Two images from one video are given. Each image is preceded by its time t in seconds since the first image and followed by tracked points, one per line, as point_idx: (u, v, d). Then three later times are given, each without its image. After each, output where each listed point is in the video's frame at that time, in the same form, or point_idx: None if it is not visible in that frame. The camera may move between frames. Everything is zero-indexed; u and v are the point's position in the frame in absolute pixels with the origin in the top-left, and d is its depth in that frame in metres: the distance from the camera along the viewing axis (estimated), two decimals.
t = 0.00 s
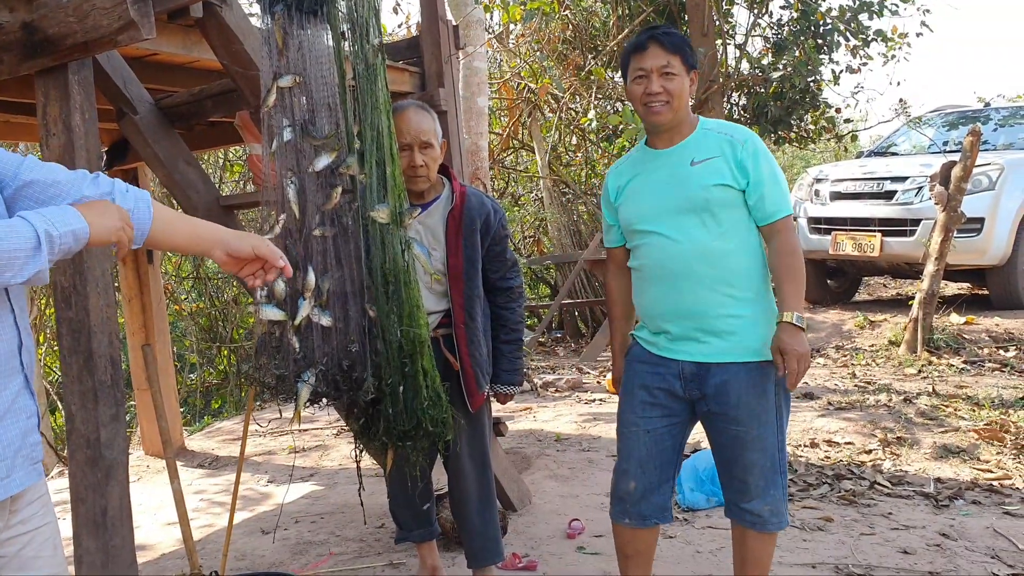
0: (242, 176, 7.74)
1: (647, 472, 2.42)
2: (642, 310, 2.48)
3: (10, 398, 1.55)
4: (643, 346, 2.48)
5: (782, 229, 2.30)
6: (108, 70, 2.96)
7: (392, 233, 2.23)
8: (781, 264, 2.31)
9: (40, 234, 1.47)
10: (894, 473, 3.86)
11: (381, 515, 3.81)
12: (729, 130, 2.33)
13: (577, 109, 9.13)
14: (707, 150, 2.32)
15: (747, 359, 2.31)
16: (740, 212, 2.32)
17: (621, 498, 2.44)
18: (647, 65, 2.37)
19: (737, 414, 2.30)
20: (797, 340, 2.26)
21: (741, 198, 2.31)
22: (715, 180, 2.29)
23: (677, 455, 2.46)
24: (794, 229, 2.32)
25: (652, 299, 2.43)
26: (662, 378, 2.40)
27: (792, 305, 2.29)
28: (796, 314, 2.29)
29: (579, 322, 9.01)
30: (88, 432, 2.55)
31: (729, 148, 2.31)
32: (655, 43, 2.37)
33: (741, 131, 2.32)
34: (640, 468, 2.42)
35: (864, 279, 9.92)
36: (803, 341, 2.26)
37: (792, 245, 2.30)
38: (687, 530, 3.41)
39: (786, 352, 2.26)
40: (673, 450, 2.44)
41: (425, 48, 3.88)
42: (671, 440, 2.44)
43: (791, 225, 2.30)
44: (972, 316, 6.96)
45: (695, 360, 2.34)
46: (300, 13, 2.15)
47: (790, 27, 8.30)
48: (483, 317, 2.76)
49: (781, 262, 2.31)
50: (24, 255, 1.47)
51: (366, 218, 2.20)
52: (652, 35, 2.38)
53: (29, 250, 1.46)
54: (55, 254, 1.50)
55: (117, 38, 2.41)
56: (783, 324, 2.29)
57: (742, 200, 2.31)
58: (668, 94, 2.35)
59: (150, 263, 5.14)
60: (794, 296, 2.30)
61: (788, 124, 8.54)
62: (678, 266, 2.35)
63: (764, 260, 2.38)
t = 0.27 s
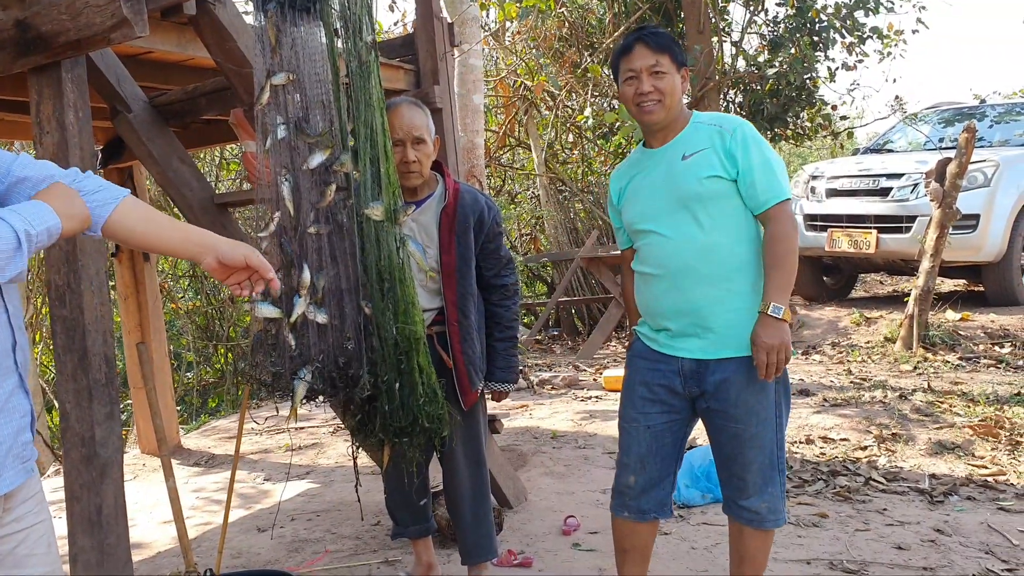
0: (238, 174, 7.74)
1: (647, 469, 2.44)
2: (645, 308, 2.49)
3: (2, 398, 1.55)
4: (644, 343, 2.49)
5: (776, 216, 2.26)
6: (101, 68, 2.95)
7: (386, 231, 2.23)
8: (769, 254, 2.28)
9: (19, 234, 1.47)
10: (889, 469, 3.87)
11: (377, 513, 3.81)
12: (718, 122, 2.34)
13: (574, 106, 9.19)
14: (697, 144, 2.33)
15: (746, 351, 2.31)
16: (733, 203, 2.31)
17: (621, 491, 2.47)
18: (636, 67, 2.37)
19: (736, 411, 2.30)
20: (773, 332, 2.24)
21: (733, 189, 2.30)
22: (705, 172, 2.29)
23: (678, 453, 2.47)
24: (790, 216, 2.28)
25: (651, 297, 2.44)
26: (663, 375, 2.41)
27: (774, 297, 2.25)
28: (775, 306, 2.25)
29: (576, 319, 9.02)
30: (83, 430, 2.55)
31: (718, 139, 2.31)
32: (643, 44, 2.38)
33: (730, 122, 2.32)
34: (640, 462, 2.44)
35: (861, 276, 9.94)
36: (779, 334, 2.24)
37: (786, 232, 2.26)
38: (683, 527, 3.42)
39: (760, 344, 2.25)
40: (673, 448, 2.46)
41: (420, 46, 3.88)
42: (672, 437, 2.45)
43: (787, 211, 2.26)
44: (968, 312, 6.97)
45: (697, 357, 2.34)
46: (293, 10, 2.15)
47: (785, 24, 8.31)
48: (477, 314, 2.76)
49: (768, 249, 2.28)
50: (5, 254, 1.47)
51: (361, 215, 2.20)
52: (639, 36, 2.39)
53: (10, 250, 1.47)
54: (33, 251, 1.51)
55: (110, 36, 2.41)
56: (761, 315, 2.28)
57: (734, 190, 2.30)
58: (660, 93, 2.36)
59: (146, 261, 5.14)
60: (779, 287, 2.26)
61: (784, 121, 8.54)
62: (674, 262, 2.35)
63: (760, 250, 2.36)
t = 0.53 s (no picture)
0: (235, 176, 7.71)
1: (638, 465, 2.44)
2: (640, 307, 2.49)
3: None
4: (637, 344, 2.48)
5: (774, 231, 2.23)
6: (97, 71, 2.94)
7: (384, 236, 2.23)
8: (765, 269, 2.25)
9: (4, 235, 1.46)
10: (888, 471, 3.86)
11: (375, 516, 3.80)
12: (728, 128, 2.31)
13: (571, 107, 9.21)
14: (703, 149, 2.30)
15: (736, 362, 2.29)
16: (732, 212, 2.29)
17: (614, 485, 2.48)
18: (650, 63, 2.36)
19: (726, 417, 2.30)
20: (765, 349, 2.22)
21: (733, 199, 2.28)
22: (707, 178, 2.27)
23: (669, 454, 2.46)
24: (789, 233, 2.24)
25: (646, 297, 2.44)
26: (654, 378, 2.40)
27: (768, 314, 2.23)
28: (769, 323, 2.23)
29: (574, 320, 9.01)
30: (79, 436, 2.53)
31: (725, 147, 2.28)
32: (658, 41, 2.36)
33: (739, 129, 2.28)
34: (632, 459, 2.44)
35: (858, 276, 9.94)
36: (773, 351, 2.21)
37: (783, 249, 2.22)
38: (681, 530, 3.41)
39: (751, 361, 2.23)
40: (666, 449, 2.45)
41: (417, 48, 3.86)
42: (665, 438, 2.44)
43: (784, 228, 2.23)
44: (965, 313, 6.97)
45: (685, 361, 2.34)
46: (290, 15, 2.14)
47: (783, 25, 8.31)
48: (474, 318, 2.75)
49: (762, 264, 2.25)
50: None
51: (359, 220, 2.19)
52: (656, 34, 2.36)
53: None
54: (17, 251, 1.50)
55: (105, 39, 2.40)
56: (755, 332, 2.25)
57: (735, 200, 2.28)
58: (672, 93, 2.34)
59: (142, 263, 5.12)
60: (773, 304, 2.24)
61: (781, 122, 8.53)
62: (669, 265, 2.35)
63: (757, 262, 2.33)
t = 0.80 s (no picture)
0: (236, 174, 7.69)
1: (648, 470, 2.43)
2: (651, 309, 2.48)
3: (9, 410, 1.53)
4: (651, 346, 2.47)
5: (789, 229, 2.24)
6: (102, 69, 2.93)
7: (393, 236, 2.22)
8: (780, 267, 2.26)
9: (34, 241, 1.46)
10: (893, 472, 3.86)
11: (379, 517, 3.79)
12: (737, 127, 2.31)
13: (572, 106, 9.13)
14: (713, 149, 2.30)
15: (752, 361, 2.29)
16: (746, 211, 2.29)
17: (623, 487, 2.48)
18: (656, 66, 2.36)
19: (741, 418, 2.29)
20: (783, 346, 2.23)
21: (747, 197, 2.28)
22: (719, 178, 2.27)
23: (680, 455, 2.45)
24: (802, 230, 2.26)
25: (658, 299, 2.42)
26: (669, 380, 2.39)
27: (785, 311, 2.25)
28: (786, 320, 2.25)
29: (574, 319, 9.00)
30: (85, 436, 2.52)
31: (736, 146, 2.29)
32: (666, 42, 2.37)
33: (748, 128, 2.29)
34: (641, 462, 2.44)
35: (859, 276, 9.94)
36: (790, 348, 2.22)
37: (797, 246, 2.24)
38: (687, 531, 3.40)
39: (769, 359, 2.23)
40: (676, 451, 2.44)
41: (421, 47, 3.85)
42: (674, 442, 2.43)
43: (799, 225, 2.24)
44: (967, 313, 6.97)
45: (700, 362, 2.33)
46: (298, 13, 2.13)
47: (784, 24, 8.30)
48: (481, 319, 2.74)
49: (778, 262, 2.26)
50: (16, 262, 1.45)
51: (369, 220, 2.19)
52: (663, 35, 2.37)
53: (23, 258, 1.45)
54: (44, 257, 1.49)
55: (111, 38, 2.39)
56: (771, 329, 2.27)
57: (748, 198, 2.28)
58: (678, 95, 2.35)
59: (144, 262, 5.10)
60: (789, 302, 2.25)
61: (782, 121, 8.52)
62: (682, 265, 2.34)
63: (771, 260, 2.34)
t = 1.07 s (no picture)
0: (240, 168, 7.69)
1: (677, 473, 2.44)
2: (679, 316, 2.48)
3: (40, 407, 1.54)
4: (679, 347, 2.47)
5: (810, 213, 2.27)
6: (118, 64, 2.93)
7: (412, 233, 2.22)
8: (808, 252, 2.29)
9: (43, 245, 1.45)
10: (901, 470, 3.87)
11: (389, 512, 3.80)
12: (742, 122, 2.35)
13: (576, 102, 9.19)
14: (722, 146, 2.33)
15: (789, 350, 2.30)
16: (765, 202, 2.31)
17: (646, 490, 2.48)
18: (645, 87, 2.36)
19: (770, 415, 2.30)
20: (822, 331, 2.25)
21: (764, 189, 2.31)
22: (734, 174, 2.30)
23: (708, 455, 2.47)
24: (824, 213, 2.29)
25: (686, 302, 2.43)
26: (698, 380, 2.41)
27: (819, 295, 2.27)
28: (822, 304, 2.26)
29: (578, 316, 9.01)
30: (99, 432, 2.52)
31: (745, 139, 2.33)
32: (644, 66, 2.36)
33: (753, 121, 2.34)
34: (670, 466, 2.44)
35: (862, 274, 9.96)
36: (830, 332, 2.25)
37: (821, 228, 2.27)
38: (698, 528, 3.41)
39: (811, 344, 2.26)
40: (703, 451, 2.46)
41: (431, 43, 3.84)
42: (703, 441, 2.45)
43: (819, 208, 2.27)
44: (972, 312, 6.99)
45: (736, 360, 2.33)
46: (319, 9, 2.13)
47: (789, 22, 8.30)
48: (496, 317, 2.74)
49: (806, 248, 2.29)
50: (23, 267, 1.43)
51: (388, 216, 2.19)
52: (642, 58, 2.37)
53: (30, 263, 1.43)
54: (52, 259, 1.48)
55: (130, 33, 2.39)
56: (808, 315, 2.29)
57: (765, 189, 2.31)
58: (671, 111, 2.35)
59: (151, 257, 5.11)
60: (822, 284, 2.27)
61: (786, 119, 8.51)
62: (707, 266, 2.35)
63: (795, 248, 2.36)
